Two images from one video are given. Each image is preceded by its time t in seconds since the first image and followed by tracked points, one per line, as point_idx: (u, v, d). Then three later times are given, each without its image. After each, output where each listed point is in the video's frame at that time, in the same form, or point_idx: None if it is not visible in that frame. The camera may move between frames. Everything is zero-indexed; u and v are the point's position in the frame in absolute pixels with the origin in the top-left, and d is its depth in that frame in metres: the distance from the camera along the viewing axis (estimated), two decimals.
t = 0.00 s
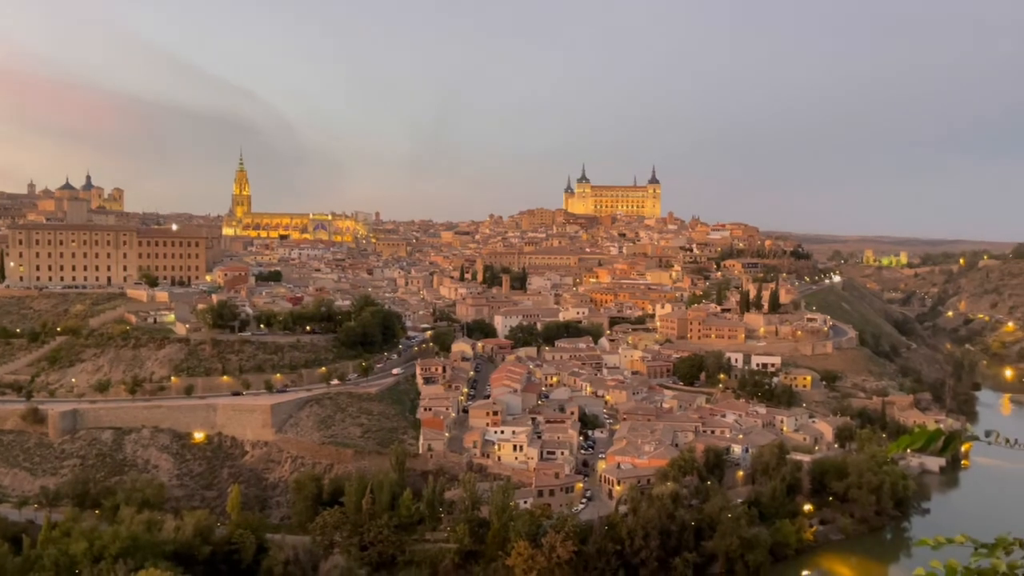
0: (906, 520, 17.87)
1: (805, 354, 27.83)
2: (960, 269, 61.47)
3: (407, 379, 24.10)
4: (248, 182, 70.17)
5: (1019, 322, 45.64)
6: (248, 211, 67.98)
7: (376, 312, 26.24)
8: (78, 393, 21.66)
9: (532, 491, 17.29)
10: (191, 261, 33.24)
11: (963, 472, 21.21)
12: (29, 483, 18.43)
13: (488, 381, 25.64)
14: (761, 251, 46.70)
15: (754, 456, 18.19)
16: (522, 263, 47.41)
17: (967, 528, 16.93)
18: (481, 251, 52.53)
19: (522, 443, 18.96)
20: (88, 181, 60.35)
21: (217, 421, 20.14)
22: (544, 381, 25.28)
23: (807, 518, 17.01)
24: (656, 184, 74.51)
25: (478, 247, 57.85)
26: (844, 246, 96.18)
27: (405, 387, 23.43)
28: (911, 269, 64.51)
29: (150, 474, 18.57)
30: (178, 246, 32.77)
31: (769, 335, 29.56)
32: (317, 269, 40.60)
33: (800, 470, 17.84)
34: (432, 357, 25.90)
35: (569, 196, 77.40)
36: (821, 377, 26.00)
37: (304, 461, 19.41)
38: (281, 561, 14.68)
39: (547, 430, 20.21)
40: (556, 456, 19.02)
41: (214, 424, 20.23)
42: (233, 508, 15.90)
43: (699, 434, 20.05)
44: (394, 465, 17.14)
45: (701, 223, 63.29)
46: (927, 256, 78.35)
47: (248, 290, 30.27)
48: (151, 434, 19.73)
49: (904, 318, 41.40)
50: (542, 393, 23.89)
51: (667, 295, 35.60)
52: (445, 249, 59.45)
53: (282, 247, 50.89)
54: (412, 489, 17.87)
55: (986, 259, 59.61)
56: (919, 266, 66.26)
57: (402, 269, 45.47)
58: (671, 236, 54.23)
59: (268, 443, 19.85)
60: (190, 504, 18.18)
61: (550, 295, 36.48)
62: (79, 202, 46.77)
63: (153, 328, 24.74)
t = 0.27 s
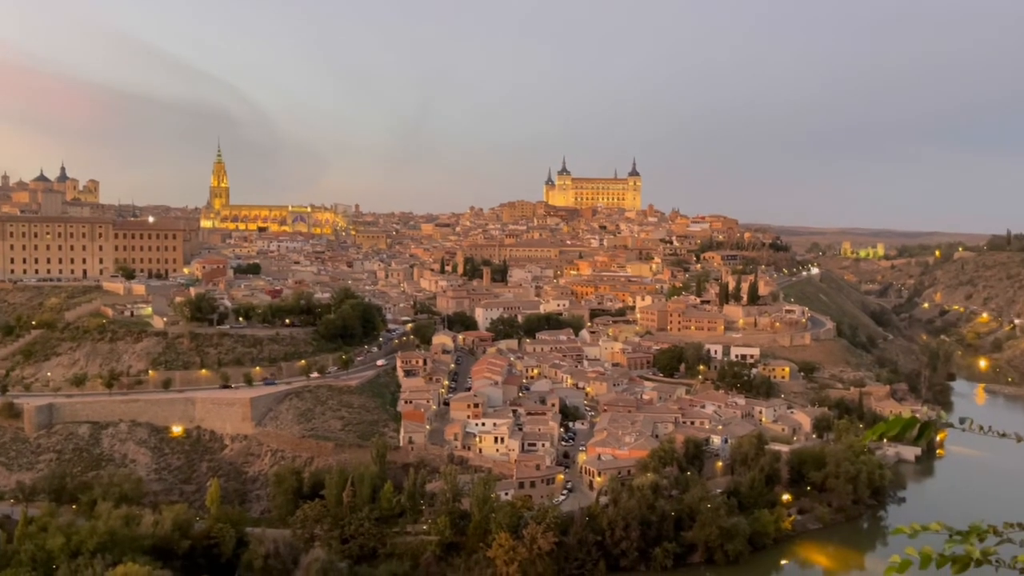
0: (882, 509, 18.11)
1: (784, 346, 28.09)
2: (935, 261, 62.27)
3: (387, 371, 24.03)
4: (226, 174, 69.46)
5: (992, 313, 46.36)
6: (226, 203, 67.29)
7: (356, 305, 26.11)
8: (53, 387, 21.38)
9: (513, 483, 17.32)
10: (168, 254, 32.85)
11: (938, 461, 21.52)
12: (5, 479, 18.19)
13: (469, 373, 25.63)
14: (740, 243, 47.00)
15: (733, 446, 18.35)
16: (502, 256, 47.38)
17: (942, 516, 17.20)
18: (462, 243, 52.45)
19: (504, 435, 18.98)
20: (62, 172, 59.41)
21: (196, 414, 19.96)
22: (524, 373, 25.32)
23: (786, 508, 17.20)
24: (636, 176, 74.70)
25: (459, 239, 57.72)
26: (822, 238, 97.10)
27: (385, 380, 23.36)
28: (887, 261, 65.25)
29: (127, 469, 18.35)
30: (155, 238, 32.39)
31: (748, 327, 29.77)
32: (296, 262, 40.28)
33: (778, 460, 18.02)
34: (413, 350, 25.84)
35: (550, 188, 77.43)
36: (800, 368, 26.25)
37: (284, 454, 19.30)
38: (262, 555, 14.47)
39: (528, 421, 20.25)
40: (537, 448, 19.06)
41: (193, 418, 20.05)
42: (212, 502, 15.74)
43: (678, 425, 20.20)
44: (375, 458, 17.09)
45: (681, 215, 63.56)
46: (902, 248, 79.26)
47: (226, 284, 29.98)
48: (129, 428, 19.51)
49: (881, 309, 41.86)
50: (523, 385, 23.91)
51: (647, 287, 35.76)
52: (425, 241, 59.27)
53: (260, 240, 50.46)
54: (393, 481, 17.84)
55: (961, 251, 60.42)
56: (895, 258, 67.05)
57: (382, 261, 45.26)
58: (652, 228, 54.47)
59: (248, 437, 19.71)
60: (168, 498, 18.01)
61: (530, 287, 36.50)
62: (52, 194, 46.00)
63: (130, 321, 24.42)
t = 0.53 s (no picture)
0: (861, 498, 18.31)
1: (764, 337, 28.30)
2: (913, 252, 62.90)
3: (370, 364, 23.93)
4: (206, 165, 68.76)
5: (969, 304, 46.98)
6: (206, 195, 66.63)
7: (338, 297, 25.98)
8: (31, 381, 21.10)
9: (496, 474, 17.33)
10: (147, 246, 32.49)
11: (916, 450, 21.79)
12: None
13: (452, 365, 25.59)
14: (722, 235, 47.24)
15: (715, 437, 18.48)
16: (485, 248, 47.30)
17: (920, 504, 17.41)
18: (444, 235, 52.32)
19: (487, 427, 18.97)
20: (38, 163, 58.50)
21: (176, 407, 19.78)
22: (507, 365, 25.32)
23: (766, 497, 17.35)
24: (619, 168, 74.83)
25: (441, 231, 57.56)
26: (803, 229, 97.91)
27: (368, 372, 23.27)
28: (867, 253, 65.93)
29: (107, 462, 18.16)
30: (134, 230, 32.02)
31: (729, 318, 29.95)
32: (277, 254, 39.97)
33: (759, 450, 18.16)
34: (395, 342, 25.76)
35: (532, 180, 77.36)
36: (780, 359, 26.47)
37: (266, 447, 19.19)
38: (244, 548, 14.17)
39: (511, 413, 20.27)
40: (520, 440, 19.08)
41: (173, 411, 19.87)
42: (193, 496, 15.62)
43: (660, 416, 20.31)
44: (358, 450, 17.04)
45: (663, 206, 63.78)
46: (881, 239, 79.98)
47: (207, 276, 29.70)
48: (108, 421, 19.30)
49: (860, 300, 42.27)
50: (505, 377, 23.91)
51: (629, 279, 35.86)
52: (407, 233, 59.04)
53: (241, 231, 50.05)
54: (376, 474, 17.79)
55: (939, 242, 61.09)
56: (874, 250, 67.68)
57: (364, 254, 45.05)
58: (634, 220, 54.65)
59: (229, 430, 19.58)
60: (149, 492, 17.85)
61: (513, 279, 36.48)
62: (27, 185, 45.29)
63: (109, 314, 24.13)
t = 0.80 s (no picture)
0: (843, 487, 18.50)
1: (748, 327, 28.47)
2: (895, 243, 63.43)
3: (354, 355, 23.84)
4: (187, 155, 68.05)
5: (949, 295, 47.48)
6: (187, 185, 65.96)
7: (321, 289, 25.84)
8: (10, 373, 20.84)
9: (481, 465, 17.34)
10: (128, 238, 32.13)
11: (897, 439, 22.03)
12: None
13: (436, 357, 25.54)
14: (705, 226, 47.43)
15: (698, 427, 18.59)
16: (469, 239, 47.20)
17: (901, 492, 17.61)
18: (428, 226, 52.14)
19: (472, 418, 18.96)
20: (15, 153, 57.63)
21: (158, 400, 19.62)
22: (492, 356, 25.31)
23: (749, 486, 17.48)
24: (603, 159, 74.87)
25: (426, 222, 57.36)
26: (785, 220, 98.51)
27: (352, 364, 23.19)
28: (849, 244, 66.46)
29: (88, 455, 17.96)
30: (114, 221, 31.64)
31: (713, 309, 30.10)
32: (260, 245, 39.65)
33: (742, 440, 18.30)
34: (379, 334, 25.68)
35: (517, 171, 77.21)
36: (763, 349, 26.65)
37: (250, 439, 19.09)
38: (228, 540, 14.07)
39: (496, 404, 20.27)
40: (505, 431, 19.09)
41: (155, 404, 19.70)
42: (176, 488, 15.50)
43: (644, 406, 20.39)
44: (342, 442, 16.99)
45: (647, 197, 63.91)
46: (863, 230, 80.61)
47: (188, 267, 29.42)
48: (90, 414, 19.11)
49: (842, 291, 42.59)
50: (490, 368, 23.91)
51: (614, 270, 35.92)
52: (391, 224, 58.78)
53: (223, 222, 49.62)
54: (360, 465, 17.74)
55: (919, 233, 61.64)
56: (856, 241, 68.19)
57: (348, 244, 44.82)
58: (618, 211, 54.75)
59: (212, 422, 19.45)
60: (131, 484, 17.71)
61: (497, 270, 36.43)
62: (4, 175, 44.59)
63: (89, 305, 23.87)
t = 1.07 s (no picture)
0: (827, 476, 18.67)
1: (734, 318, 28.60)
2: (879, 234, 63.83)
3: (340, 346, 23.75)
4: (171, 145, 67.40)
5: (933, 285, 47.87)
6: (171, 175, 65.36)
7: (308, 280, 25.71)
8: None
9: (468, 456, 17.35)
10: (112, 229, 31.80)
11: (880, 428, 22.24)
12: None
13: (423, 348, 25.50)
14: (692, 217, 47.53)
15: (684, 417, 18.68)
16: (456, 230, 47.08)
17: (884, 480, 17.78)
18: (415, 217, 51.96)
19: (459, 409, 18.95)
20: None
21: (143, 391, 19.48)
22: (479, 347, 25.29)
23: (735, 476, 17.60)
24: (590, 150, 74.83)
25: (412, 213, 57.16)
26: (771, 211, 98.96)
27: (339, 355, 23.11)
28: (834, 234, 66.82)
29: (73, 447, 17.82)
30: (97, 212, 31.31)
31: (699, 299, 30.21)
32: (246, 236, 39.38)
33: (728, 429, 18.41)
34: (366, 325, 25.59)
35: (504, 162, 77.03)
36: (749, 340, 26.80)
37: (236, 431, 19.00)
38: (215, 532, 13.99)
39: (483, 395, 20.27)
40: (492, 421, 19.09)
41: (140, 396, 19.57)
42: (162, 480, 15.41)
43: (631, 396, 20.47)
44: (329, 433, 16.95)
45: (634, 188, 63.96)
46: (848, 221, 81.09)
47: (173, 258, 29.19)
48: (74, 406, 18.95)
49: (827, 281, 42.85)
50: (477, 359, 23.91)
51: (601, 261, 35.95)
52: (378, 215, 58.56)
53: (208, 213, 49.21)
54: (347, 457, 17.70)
55: (904, 224, 62.07)
56: (841, 232, 68.58)
57: (334, 236, 44.61)
58: (606, 202, 54.78)
59: (198, 414, 19.34)
60: (117, 476, 17.59)
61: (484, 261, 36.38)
62: None
63: (73, 297, 23.63)
